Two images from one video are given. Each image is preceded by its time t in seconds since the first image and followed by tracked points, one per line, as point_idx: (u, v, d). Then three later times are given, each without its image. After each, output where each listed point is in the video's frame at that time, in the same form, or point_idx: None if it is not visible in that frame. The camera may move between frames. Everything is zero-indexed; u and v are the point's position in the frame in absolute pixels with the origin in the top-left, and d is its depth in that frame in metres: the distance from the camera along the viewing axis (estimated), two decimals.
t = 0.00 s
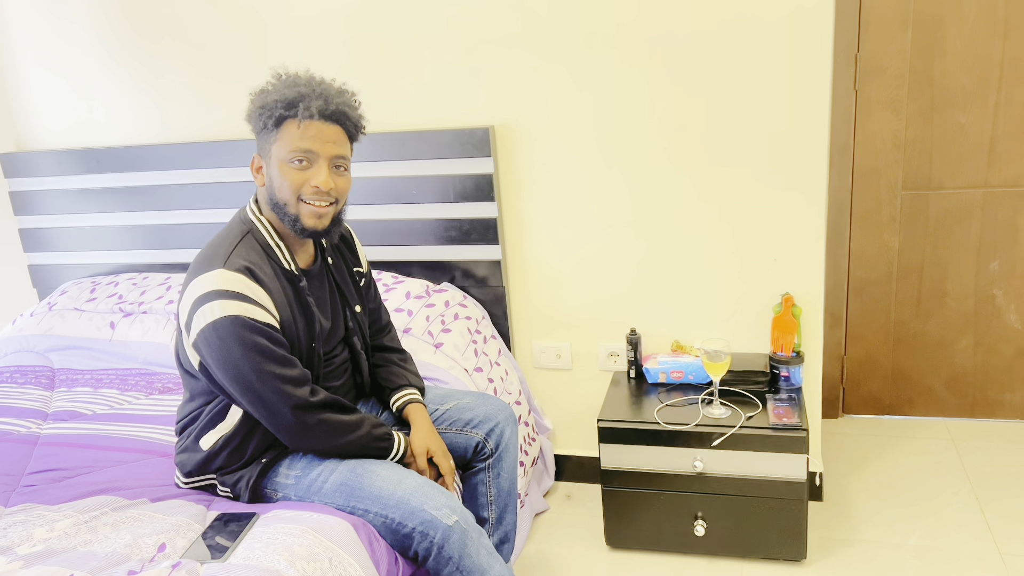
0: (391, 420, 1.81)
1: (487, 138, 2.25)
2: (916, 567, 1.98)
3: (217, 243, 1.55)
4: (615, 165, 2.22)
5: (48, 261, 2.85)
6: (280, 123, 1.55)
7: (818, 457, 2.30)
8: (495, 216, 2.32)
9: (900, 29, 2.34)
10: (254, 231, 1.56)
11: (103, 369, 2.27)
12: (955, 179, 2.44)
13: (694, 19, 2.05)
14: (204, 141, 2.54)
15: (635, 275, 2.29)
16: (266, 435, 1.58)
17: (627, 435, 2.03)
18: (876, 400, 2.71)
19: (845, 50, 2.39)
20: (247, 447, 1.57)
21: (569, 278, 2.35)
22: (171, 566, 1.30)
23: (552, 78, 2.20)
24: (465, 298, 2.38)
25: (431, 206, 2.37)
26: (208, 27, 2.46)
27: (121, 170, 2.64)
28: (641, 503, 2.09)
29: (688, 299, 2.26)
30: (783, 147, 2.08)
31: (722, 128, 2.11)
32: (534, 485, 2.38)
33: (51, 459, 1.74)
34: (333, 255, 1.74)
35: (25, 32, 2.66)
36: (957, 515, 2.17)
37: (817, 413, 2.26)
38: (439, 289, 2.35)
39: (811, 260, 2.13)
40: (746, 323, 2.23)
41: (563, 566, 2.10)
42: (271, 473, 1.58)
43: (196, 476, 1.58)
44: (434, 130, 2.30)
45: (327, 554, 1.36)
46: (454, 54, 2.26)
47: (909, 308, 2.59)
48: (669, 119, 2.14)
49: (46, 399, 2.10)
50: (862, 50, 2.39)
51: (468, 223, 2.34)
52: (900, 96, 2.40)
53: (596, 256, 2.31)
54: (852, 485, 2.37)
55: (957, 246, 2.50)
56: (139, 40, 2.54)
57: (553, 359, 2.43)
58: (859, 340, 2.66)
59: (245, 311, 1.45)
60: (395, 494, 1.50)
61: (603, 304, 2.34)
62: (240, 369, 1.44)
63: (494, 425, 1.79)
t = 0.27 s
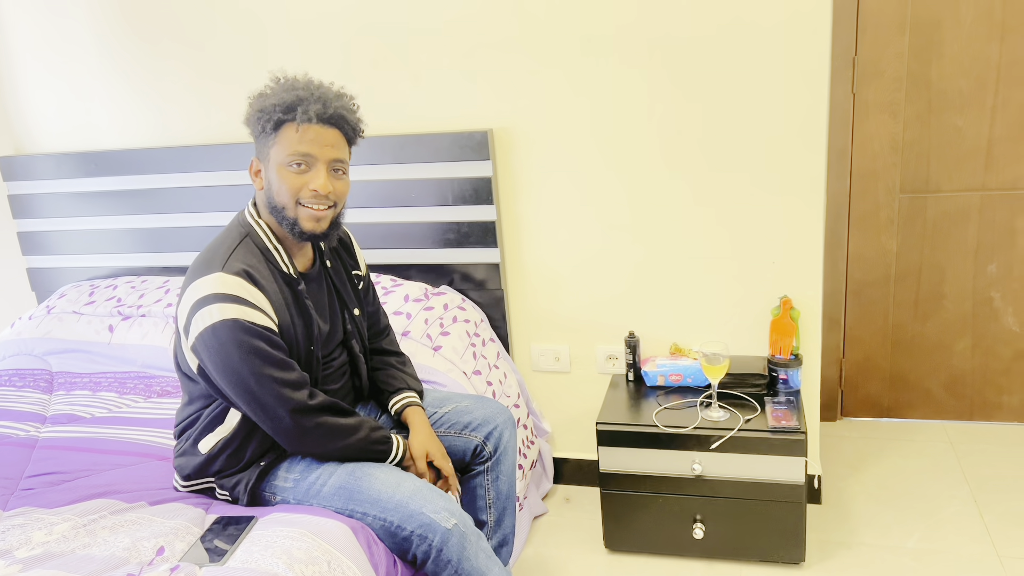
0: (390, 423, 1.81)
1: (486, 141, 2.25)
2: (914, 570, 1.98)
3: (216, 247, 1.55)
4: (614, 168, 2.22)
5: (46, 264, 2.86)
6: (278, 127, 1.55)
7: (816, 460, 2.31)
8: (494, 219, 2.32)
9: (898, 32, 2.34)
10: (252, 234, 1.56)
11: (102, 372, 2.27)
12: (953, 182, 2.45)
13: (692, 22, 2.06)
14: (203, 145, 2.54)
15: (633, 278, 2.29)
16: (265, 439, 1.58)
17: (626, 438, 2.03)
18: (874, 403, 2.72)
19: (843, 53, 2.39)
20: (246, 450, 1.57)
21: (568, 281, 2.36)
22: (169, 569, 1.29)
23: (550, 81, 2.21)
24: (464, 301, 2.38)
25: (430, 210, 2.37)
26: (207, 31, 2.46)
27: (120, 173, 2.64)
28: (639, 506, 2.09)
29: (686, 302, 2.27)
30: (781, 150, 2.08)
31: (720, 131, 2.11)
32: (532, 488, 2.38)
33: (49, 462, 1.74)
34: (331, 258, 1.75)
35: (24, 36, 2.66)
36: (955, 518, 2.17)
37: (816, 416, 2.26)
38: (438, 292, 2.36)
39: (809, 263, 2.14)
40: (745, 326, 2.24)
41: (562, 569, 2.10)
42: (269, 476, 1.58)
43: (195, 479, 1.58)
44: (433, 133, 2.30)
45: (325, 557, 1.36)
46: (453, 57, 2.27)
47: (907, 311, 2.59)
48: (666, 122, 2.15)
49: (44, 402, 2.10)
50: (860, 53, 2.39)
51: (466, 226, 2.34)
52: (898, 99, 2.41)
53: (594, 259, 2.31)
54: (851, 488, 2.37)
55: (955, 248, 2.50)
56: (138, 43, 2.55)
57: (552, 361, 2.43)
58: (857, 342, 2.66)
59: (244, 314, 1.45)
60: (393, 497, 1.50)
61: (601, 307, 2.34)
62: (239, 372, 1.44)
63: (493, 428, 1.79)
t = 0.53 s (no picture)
0: (388, 425, 1.81)
1: (483, 143, 2.25)
2: (911, 571, 1.98)
3: (213, 249, 1.55)
4: (611, 170, 2.23)
5: (43, 266, 2.85)
6: (276, 128, 1.55)
7: (813, 462, 2.31)
8: (491, 221, 2.32)
9: (895, 34, 2.35)
10: (250, 236, 1.56)
11: (99, 374, 2.27)
12: (949, 184, 2.45)
13: (689, 24, 2.06)
14: (200, 147, 2.54)
15: (631, 280, 2.29)
16: (262, 440, 1.58)
17: (623, 439, 2.03)
18: (872, 404, 2.72)
19: (840, 55, 2.40)
20: (244, 451, 1.57)
21: (565, 282, 2.36)
22: (167, 571, 1.29)
23: (548, 83, 2.21)
24: (462, 303, 2.38)
25: (427, 211, 2.37)
26: (205, 33, 2.46)
27: (117, 175, 2.64)
28: (637, 507, 2.09)
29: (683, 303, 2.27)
30: (778, 152, 2.09)
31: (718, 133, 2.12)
32: (530, 489, 2.38)
33: (46, 464, 1.74)
34: (329, 260, 1.75)
35: (22, 38, 2.66)
36: (952, 519, 2.17)
37: (813, 417, 2.26)
38: (435, 294, 2.36)
39: (806, 265, 2.14)
40: (742, 327, 2.24)
41: (560, 571, 2.10)
42: (267, 478, 1.58)
43: (192, 481, 1.58)
44: (430, 135, 2.30)
45: (323, 559, 1.36)
46: (450, 59, 2.27)
47: (904, 313, 2.60)
48: (664, 124, 2.15)
49: (41, 404, 2.10)
50: (857, 55, 2.40)
51: (464, 228, 2.35)
52: (895, 101, 2.41)
53: (592, 261, 2.31)
54: (848, 489, 2.37)
55: (952, 250, 2.51)
56: (135, 44, 2.55)
57: (550, 363, 2.43)
58: (854, 344, 2.66)
59: (241, 316, 1.45)
60: (390, 499, 1.50)
61: (599, 308, 2.34)
62: (237, 374, 1.44)
63: (490, 430, 1.79)
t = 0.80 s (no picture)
0: (384, 425, 1.81)
1: (480, 143, 2.25)
2: (907, 571, 1.98)
3: (209, 249, 1.55)
4: (607, 170, 2.23)
5: (39, 266, 2.85)
6: (272, 129, 1.55)
7: (809, 462, 2.31)
8: (488, 222, 2.32)
9: (891, 35, 2.36)
10: (246, 236, 1.56)
11: (95, 375, 2.27)
12: (945, 184, 2.46)
13: (685, 25, 2.07)
14: (196, 147, 2.54)
15: (627, 280, 2.29)
16: (258, 441, 1.58)
17: (620, 440, 2.03)
18: (868, 404, 2.73)
19: (836, 56, 2.40)
20: (239, 452, 1.57)
21: (562, 283, 2.36)
22: (162, 572, 1.29)
23: (544, 84, 2.21)
24: (458, 303, 2.38)
25: (424, 212, 2.37)
26: (201, 33, 2.46)
27: (113, 176, 2.64)
28: (633, 507, 2.09)
29: (679, 304, 2.27)
30: (774, 153, 2.09)
31: (713, 133, 2.12)
32: (527, 490, 2.38)
33: (42, 465, 1.74)
34: (325, 260, 1.75)
35: (17, 38, 2.66)
36: (948, 519, 2.18)
37: (809, 417, 2.27)
38: (432, 294, 2.36)
39: (802, 265, 2.14)
40: (738, 327, 2.24)
41: (556, 571, 2.10)
42: (263, 479, 1.58)
43: (188, 482, 1.58)
44: (427, 136, 2.30)
45: (319, 560, 1.35)
46: (447, 60, 2.27)
47: (900, 313, 2.60)
48: (660, 125, 2.16)
49: (37, 405, 2.09)
50: (853, 56, 2.40)
51: (461, 229, 2.35)
52: (891, 102, 2.42)
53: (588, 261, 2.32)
54: (845, 489, 2.38)
55: (947, 251, 2.51)
56: (132, 45, 2.54)
57: (546, 363, 2.43)
58: (850, 344, 2.67)
59: (237, 316, 1.45)
60: (386, 500, 1.50)
61: (595, 309, 2.35)
62: (232, 374, 1.44)
63: (486, 430, 1.79)
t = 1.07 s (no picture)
0: (381, 425, 1.81)
1: (477, 144, 2.25)
2: (904, 570, 1.99)
3: (205, 249, 1.55)
4: (604, 170, 2.23)
5: (36, 267, 2.85)
6: (269, 129, 1.55)
7: (806, 461, 2.32)
8: (485, 222, 2.32)
9: (887, 35, 2.36)
10: (242, 236, 1.56)
11: (91, 375, 2.26)
12: (941, 184, 2.46)
13: (682, 25, 2.07)
14: (193, 147, 2.54)
15: (624, 280, 2.30)
16: (255, 441, 1.58)
17: (617, 439, 2.03)
18: (865, 404, 2.73)
19: (832, 56, 2.41)
20: (236, 452, 1.57)
21: (559, 283, 2.36)
22: (158, 573, 1.29)
23: (541, 84, 2.22)
24: (455, 303, 2.38)
25: (421, 212, 2.37)
26: (198, 33, 2.46)
27: (110, 176, 2.64)
28: (630, 507, 2.09)
29: (676, 304, 2.27)
30: (770, 153, 2.09)
31: (710, 134, 2.12)
32: (524, 490, 2.38)
33: (38, 465, 1.73)
34: (322, 260, 1.75)
35: (13, 38, 2.65)
36: (944, 519, 2.18)
37: (806, 417, 2.27)
38: (429, 295, 2.36)
39: (799, 265, 2.15)
40: (735, 327, 2.24)
41: (554, 571, 2.10)
42: (260, 479, 1.58)
43: (185, 482, 1.58)
44: (424, 136, 2.30)
45: (315, 560, 1.35)
46: (444, 60, 2.27)
47: (896, 313, 2.60)
48: (657, 125, 2.16)
49: (33, 405, 2.09)
50: (850, 56, 2.40)
51: (458, 229, 2.35)
52: (887, 102, 2.42)
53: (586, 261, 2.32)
54: (842, 489, 2.38)
55: (944, 251, 2.52)
56: (129, 45, 2.54)
57: (544, 363, 2.43)
58: (847, 344, 2.67)
59: (233, 316, 1.45)
60: (383, 500, 1.50)
61: (593, 309, 2.35)
62: (229, 374, 1.44)
63: (483, 431, 1.79)
